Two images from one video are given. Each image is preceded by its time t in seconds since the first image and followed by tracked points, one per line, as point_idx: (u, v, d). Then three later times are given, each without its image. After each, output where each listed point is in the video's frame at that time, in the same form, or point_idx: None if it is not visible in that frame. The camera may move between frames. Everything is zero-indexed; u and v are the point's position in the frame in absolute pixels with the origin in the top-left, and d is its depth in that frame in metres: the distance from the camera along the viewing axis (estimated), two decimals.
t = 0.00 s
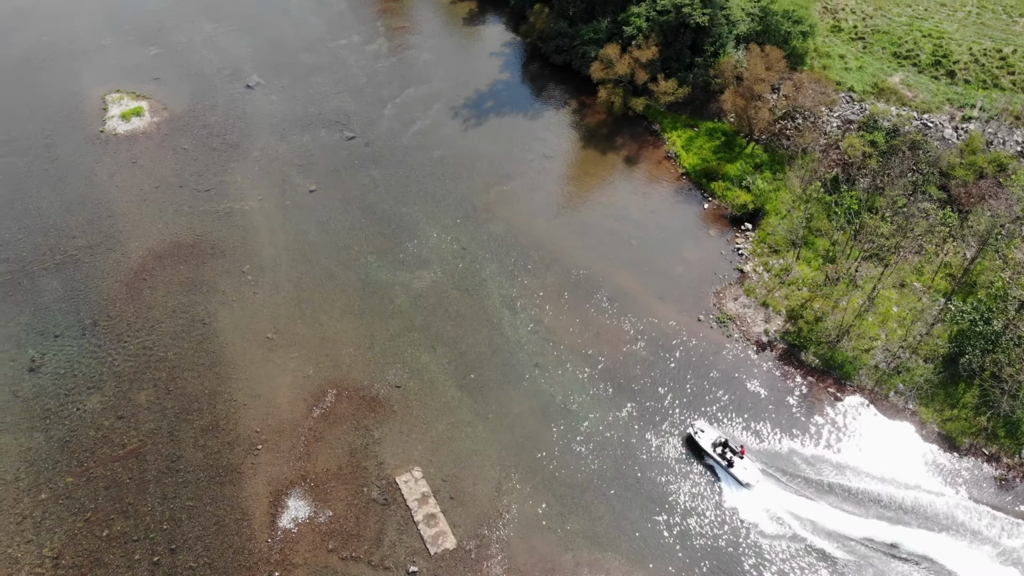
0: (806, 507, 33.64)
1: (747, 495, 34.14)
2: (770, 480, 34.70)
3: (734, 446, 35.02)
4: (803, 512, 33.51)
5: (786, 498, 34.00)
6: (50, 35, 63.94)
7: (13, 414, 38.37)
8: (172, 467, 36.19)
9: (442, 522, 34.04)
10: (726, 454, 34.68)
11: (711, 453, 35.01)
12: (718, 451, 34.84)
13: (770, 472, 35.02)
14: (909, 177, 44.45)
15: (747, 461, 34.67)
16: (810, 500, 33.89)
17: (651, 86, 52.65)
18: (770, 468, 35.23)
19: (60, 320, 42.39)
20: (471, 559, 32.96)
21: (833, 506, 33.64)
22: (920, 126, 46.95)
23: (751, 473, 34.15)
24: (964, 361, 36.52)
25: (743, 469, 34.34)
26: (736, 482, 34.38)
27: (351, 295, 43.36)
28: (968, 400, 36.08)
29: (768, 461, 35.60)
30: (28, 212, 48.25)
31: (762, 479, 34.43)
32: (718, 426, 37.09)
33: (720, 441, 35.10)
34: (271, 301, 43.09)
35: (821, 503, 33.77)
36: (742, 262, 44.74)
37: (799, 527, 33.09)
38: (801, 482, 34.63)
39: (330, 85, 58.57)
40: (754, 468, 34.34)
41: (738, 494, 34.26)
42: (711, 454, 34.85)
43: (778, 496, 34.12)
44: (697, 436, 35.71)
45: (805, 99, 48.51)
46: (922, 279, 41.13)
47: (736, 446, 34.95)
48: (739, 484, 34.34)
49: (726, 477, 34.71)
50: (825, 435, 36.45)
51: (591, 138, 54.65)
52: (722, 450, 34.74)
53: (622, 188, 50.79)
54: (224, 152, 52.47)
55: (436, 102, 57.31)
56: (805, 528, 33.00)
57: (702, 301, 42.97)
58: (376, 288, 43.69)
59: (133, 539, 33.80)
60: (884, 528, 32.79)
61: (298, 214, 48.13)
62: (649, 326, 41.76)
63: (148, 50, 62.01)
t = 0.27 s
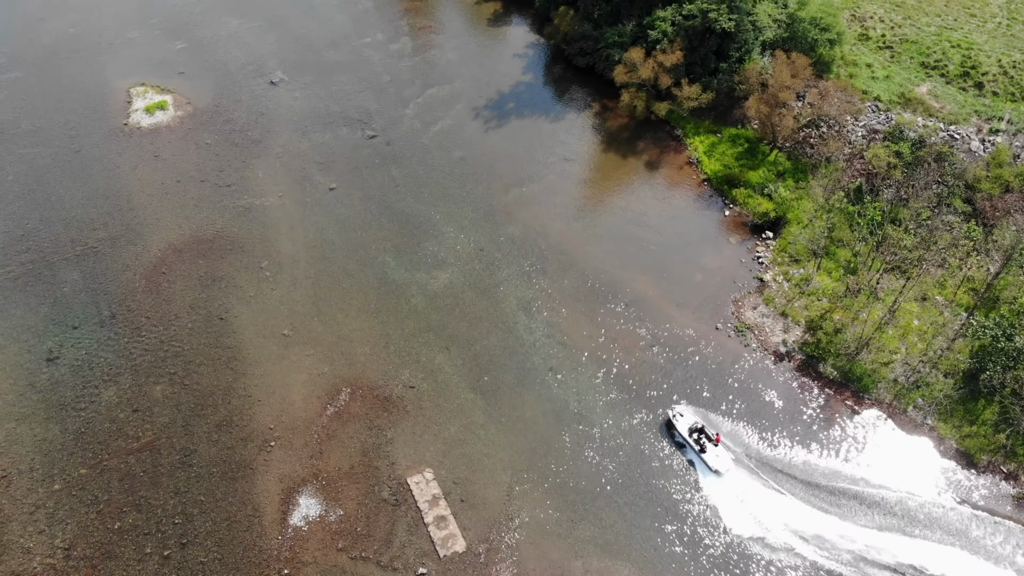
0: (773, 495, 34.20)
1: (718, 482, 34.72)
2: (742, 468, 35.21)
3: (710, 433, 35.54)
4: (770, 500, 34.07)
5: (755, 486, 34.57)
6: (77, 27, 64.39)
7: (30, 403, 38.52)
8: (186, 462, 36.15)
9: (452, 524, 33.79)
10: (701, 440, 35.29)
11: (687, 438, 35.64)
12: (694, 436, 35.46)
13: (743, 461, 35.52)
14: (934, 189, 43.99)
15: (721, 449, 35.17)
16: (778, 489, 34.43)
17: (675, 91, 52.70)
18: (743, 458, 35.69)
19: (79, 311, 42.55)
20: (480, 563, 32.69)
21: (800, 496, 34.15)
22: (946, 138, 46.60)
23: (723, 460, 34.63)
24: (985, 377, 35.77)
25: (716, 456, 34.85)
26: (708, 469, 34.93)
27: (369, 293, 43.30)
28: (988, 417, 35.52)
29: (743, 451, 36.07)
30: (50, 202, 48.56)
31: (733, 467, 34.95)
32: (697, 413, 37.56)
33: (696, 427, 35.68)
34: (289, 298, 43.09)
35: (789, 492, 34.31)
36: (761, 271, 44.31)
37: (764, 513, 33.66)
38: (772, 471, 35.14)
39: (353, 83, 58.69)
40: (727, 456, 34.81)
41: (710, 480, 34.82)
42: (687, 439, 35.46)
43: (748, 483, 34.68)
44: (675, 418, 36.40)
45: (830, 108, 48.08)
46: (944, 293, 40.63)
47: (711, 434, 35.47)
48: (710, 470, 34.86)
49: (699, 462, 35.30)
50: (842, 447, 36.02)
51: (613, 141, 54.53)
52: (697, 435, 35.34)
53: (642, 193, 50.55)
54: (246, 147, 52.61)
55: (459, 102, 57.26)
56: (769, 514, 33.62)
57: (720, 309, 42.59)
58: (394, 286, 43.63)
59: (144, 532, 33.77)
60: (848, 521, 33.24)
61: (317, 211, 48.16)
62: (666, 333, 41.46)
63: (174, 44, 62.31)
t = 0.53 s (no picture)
0: (727, 477, 35.02)
1: (676, 461, 35.54)
2: (703, 450, 36.00)
3: (674, 415, 36.24)
4: (726, 481, 34.90)
5: (712, 467, 35.36)
6: (77, 28, 64.17)
7: (28, 408, 38.31)
8: (184, 467, 35.94)
9: (452, 531, 33.55)
10: (664, 421, 36.03)
11: (651, 419, 36.36)
12: (658, 417, 36.16)
13: (704, 443, 36.31)
14: (937, 194, 43.73)
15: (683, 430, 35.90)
16: (733, 471, 35.22)
17: (676, 94, 52.53)
18: (705, 440, 36.46)
19: (78, 315, 42.34)
20: (479, 570, 32.45)
21: (754, 479, 34.91)
22: (949, 142, 46.42)
23: (684, 441, 35.41)
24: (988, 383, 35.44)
25: (678, 437, 35.59)
26: (669, 449, 35.72)
27: (368, 297, 43.10)
28: (990, 424, 35.18)
29: (705, 432, 36.82)
30: (49, 205, 48.34)
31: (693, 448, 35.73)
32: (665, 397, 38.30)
33: (661, 409, 36.37)
34: (288, 302, 42.86)
35: (743, 475, 35.07)
36: (763, 276, 44.05)
37: (715, 493, 34.51)
38: (730, 453, 35.92)
39: (354, 85, 58.46)
40: (688, 437, 35.58)
41: (669, 460, 35.62)
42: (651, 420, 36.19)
43: (705, 464, 35.48)
44: (642, 398, 37.10)
45: (832, 111, 48.28)
46: (947, 299, 40.38)
47: (675, 415, 36.16)
48: (671, 451, 35.63)
49: (660, 443, 36.09)
50: (843, 453, 35.86)
51: (614, 145, 54.31)
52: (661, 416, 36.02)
53: (642, 196, 50.32)
54: (245, 150, 52.38)
55: (459, 105, 57.03)
56: (720, 495, 34.43)
57: (722, 314, 42.33)
58: (394, 291, 43.40)
59: (141, 539, 33.55)
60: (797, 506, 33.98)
61: (317, 215, 47.93)
62: (667, 338, 41.22)
63: (174, 45, 62.09)
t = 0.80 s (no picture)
0: (684, 457, 35.95)
1: (637, 439, 36.50)
2: (664, 429, 36.97)
3: (639, 395, 37.19)
4: (683, 461, 35.84)
5: (670, 447, 36.32)
6: (74, 31, 63.89)
7: (23, 415, 37.99)
8: (181, 475, 35.62)
9: (450, 540, 33.23)
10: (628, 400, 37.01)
11: (616, 398, 37.33)
12: (623, 396, 37.14)
13: (665, 423, 37.28)
14: (939, 200, 43.38)
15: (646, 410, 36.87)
16: (691, 452, 36.16)
17: (676, 98, 52.33)
18: (667, 420, 37.42)
19: (74, 321, 42.03)
20: None
21: (709, 460, 35.83)
22: (950, 147, 46.19)
23: (646, 420, 36.38)
24: (989, 391, 35.10)
25: (641, 417, 36.57)
26: (630, 428, 36.70)
27: (366, 302, 42.82)
28: (992, 431, 34.86)
29: (668, 414, 37.79)
30: (45, 210, 48.03)
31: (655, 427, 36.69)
32: (634, 379, 39.23)
33: (626, 389, 37.30)
34: (286, 308, 42.55)
35: (698, 455, 36.03)
36: (763, 281, 43.76)
37: (669, 471, 35.49)
38: (690, 434, 36.87)
39: (352, 89, 58.18)
40: (650, 417, 36.56)
41: (630, 438, 36.57)
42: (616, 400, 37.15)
43: (665, 444, 36.41)
44: (609, 378, 38.12)
45: (832, 115, 47.90)
46: (949, 305, 40.11)
47: (639, 395, 37.11)
48: (633, 429, 36.60)
49: (623, 421, 37.06)
50: (843, 461, 35.61)
51: (613, 149, 54.04)
52: (626, 395, 36.99)
53: (642, 201, 50.06)
54: (243, 154, 52.09)
55: (458, 109, 56.75)
56: (674, 473, 35.40)
57: (722, 320, 42.05)
58: (392, 296, 43.10)
59: (138, 548, 33.24)
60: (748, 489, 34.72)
61: (315, 219, 47.62)
62: (667, 345, 41.00)
63: (171, 48, 61.79)
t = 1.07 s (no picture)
0: (647, 439, 36.75)
1: (606, 418, 37.32)
2: (633, 411, 37.77)
3: (611, 377, 37.98)
4: (648, 443, 36.62)
5: (638, 429, 37.12)
6: (76, 32, 63.67)
7: (22, 420, 37.73)
8: (181, 483, 35.33)
9: (451, 551, 32.89)
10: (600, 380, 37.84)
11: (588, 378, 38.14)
12: (595, 376, 37.97)
13: (635, 405, 38.08)
14: (946, 208, 42.93)
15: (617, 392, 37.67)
16: (655, 435, 36.92)
17: (681, 103, 51.98)
18: (638, 403, 38.19)
19: (75, 325, 41.75)
20: None
21: (672, 443, 36.56)
22: (958, 154, 45.67)
23: (615, 401, 37.21)
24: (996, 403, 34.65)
25: (611, 397, 37.40)
26: (600, 408, 37.52)
27: (367, 308, 42.53)
28: (999, 443, 34.44)
29: (639, 396, 38.58)
30: (46, 212, 47.79)
31: (623, 408, 37.46)
32: (610, 362, 39.98)
33: (599, 370, 38.11)
34: (287, 314, 42.24)
35: (662, 438, 36.77)
36: (768, 289, 43.37)
37: (632, 451, 36.34)
38: (657, 418, 37.58)
39: (355, 92, 57.87)
40: (620, 398, 37.36)
41: (599, 417, 37.38)
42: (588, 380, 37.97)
43: (630, 425, 37.20)
44: (585, 358, 38.91)
45: (839, 122, 47.65)
46: (956, 315, 39.65)
47: (611, 377, 37.91)
48: (602, 409, 37.41)
49: (594, 401, 37.89)
50: (848, 473, 35.24)
51: (618, 154, 53.68)
52: (598, 376, 37.81)
53: (646, 206, 49.72)
54: (245, 158, 51.81)
55: (461, 113, 56.41)
56: (636, 454, 36.20)
57: (726, 328, 41.68)
58: (394, 302, 42.78)
59: (137, 556, 32.97)
60: (707, 475, 35.36)
61: (317, 224, 47.32)
62: (670, 353, 40.67)
63: (174, 50, 61.54)
